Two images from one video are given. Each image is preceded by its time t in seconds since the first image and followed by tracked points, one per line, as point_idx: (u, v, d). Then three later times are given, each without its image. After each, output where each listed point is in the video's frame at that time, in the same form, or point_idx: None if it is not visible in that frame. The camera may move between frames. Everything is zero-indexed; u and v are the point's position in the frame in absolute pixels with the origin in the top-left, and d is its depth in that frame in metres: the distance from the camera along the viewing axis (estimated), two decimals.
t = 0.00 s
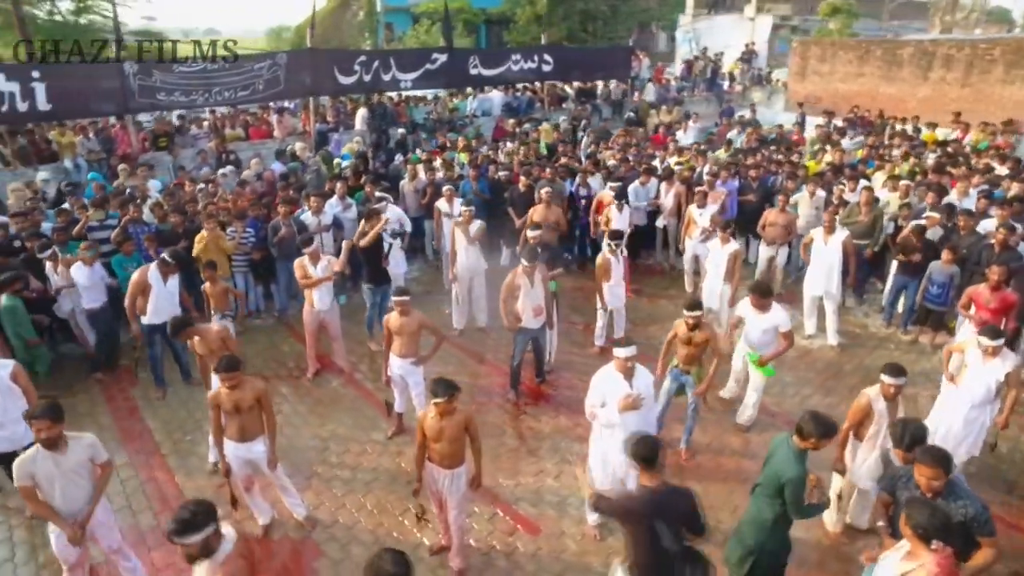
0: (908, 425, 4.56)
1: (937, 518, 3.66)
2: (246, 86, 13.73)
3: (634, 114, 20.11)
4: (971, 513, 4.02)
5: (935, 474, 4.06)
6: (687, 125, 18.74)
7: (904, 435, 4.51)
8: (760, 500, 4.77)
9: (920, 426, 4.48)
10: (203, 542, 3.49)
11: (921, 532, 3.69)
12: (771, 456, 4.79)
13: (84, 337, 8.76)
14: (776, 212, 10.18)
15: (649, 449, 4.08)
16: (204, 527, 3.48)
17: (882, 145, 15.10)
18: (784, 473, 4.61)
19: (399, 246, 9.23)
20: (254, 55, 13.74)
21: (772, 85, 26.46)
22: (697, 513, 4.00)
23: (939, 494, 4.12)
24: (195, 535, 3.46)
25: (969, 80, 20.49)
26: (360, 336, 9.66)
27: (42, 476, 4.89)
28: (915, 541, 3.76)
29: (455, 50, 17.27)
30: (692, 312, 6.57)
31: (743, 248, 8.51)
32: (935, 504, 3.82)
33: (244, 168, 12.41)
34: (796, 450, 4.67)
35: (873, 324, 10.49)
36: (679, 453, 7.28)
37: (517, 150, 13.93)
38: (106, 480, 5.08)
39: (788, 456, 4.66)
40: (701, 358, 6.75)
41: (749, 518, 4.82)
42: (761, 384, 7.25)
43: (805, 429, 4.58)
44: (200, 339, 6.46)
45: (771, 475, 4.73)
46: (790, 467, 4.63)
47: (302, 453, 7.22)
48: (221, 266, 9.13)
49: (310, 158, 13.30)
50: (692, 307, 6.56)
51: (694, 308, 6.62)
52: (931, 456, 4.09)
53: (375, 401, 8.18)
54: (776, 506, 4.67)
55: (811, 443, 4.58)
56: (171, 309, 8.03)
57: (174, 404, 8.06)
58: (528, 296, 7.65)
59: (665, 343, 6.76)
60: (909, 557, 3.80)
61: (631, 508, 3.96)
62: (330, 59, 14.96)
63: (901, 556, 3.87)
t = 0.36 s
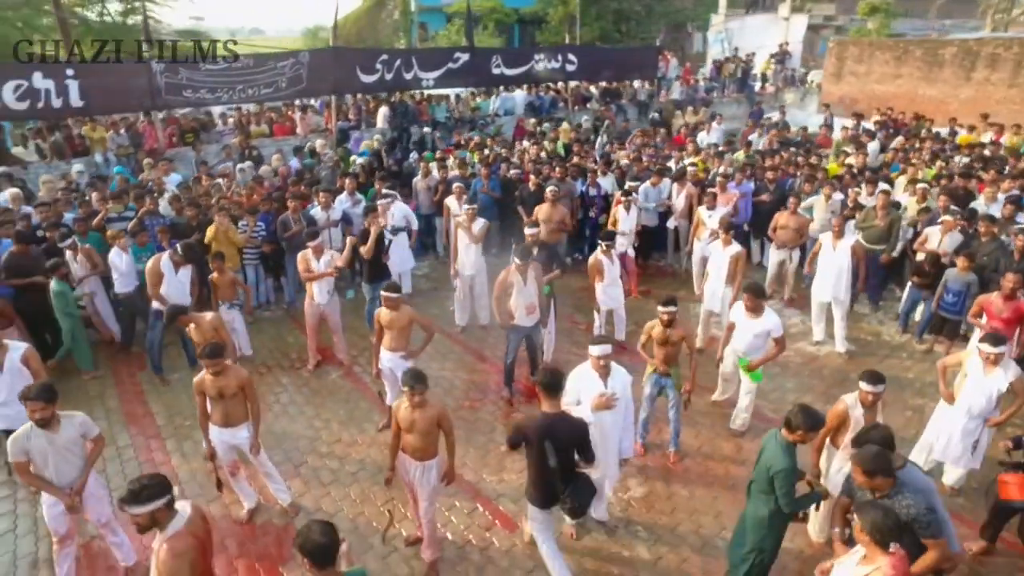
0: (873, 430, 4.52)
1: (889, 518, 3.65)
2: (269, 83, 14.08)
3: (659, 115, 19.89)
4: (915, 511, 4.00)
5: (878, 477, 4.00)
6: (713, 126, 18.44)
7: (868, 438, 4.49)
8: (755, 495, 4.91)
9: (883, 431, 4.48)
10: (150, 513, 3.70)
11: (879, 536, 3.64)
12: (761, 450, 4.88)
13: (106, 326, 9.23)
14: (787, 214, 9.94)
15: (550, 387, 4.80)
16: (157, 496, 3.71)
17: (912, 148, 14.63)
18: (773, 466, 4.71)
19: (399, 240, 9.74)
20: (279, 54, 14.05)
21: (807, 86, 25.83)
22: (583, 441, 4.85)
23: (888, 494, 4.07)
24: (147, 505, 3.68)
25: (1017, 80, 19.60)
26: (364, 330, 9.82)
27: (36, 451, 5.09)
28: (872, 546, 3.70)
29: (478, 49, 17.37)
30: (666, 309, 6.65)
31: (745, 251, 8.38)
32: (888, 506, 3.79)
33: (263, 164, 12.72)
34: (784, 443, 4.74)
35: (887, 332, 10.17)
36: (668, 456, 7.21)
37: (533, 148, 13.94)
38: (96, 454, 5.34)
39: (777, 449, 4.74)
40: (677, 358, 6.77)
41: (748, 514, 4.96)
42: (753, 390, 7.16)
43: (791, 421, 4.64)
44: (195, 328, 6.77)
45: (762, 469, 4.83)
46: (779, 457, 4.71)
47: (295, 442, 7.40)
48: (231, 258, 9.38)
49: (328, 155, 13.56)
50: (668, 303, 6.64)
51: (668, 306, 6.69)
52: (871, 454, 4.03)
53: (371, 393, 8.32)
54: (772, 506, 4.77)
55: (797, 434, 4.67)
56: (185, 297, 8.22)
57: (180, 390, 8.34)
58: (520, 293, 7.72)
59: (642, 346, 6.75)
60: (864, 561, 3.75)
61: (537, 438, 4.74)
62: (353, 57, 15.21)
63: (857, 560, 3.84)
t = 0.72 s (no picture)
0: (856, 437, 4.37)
1: (852, 534, 3.58)
2: (302, 81, 14.45)
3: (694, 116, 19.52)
4: (871, 514, 4.04)
5: (837, 481, 4.11)
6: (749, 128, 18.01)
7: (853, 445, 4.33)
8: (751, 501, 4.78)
9: (869, 438, 4.26)
10: (120, 486, 4.03)
11: (849, 554, 3.58)
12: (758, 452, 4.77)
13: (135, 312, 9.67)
14: (809, 218, 9.69)
15: (493, 337, 5.79)
16: (132, 470, 4.04)
17: (956, 153, 13.99)
18: (768, 465, 4.59)
19: (414, 235, 10.06)
20: (312, 52, 14.40)
21: (855, 88, 24.95)
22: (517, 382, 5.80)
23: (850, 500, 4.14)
24: (117, 479, 3.99)
25: None
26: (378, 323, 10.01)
27: (51, 425, 5.32)
28: (837, 565, 3.67)
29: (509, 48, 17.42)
30: (654, 307, 6.71)
31: (756, 256, 8.19)
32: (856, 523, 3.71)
33: (292, 159, 13.07)
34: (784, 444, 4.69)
35: (912, 344, 9.78)
36: (664, 460, 7.10)
37: (556, 148, 13.92)
38: (104, 428, 5.55)
39: (773, 449, 4.64)
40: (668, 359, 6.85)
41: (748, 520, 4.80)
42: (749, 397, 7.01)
43: (789, 421, 4.63)
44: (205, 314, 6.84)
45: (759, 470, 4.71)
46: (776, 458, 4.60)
47: (298, 429, 7.61)
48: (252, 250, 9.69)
49: (356, 152, 13.85)
50: (658, 302, 6.70)
51: (657, 306, 6.77)
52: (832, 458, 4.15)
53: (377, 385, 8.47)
54: (765, 512, 4.68)
55: (796, 435, 4.62)
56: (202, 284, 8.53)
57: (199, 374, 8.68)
58: (523, 291, 7.76)
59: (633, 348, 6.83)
60: None
61: (478, 378, 5.69)
62: (384, 56, 15.48)
63: None
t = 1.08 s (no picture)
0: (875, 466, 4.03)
1: (816, 552, 3.48)
2: (340, 79, 14.82)
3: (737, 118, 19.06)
4: (881, 547, 3.72)
5: (851, 512, 3.71)
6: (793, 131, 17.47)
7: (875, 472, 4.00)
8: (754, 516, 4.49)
9: (890, 464, 4.04)
10: (106, 460, 4.28)
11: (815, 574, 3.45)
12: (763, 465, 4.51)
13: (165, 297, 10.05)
14: (837, 225, 9.38)
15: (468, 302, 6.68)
16: (120, 443, 4.31)
17: (1012, 160, 13.22)
18: (773, 482, 4.33)
19: (435, 233, 10.19)
20: (350, 51, 14.77)
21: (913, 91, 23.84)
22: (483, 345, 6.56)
23: (858, 532, 3.76)
24: (101, 453, 4.25)
25: None
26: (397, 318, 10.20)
27: (50, 415, 5.53)
28: None
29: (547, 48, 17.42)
30: (655, 316, 6.53)
31: (771, 260, 8.01)
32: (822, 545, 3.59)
33: (327, 154, 13.43)
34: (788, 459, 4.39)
35: (945, 359, 9.34)
36: (665, 466, 6.98)
37: (586, 149, 13.86)
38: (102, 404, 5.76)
39: (779, 464, 4.38)
40: (673, 364, 6.74)
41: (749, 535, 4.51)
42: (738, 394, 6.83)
43: (801, 438, 4.29)
44: (218, 300, 6.95)
45: (764, 487, 4.44)
46: (782, 476, 4.34)
47: (307, 417, 7.83)
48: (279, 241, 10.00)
49: (389, 149, 14.12)
50: (659, 312, 6.50)
51: (658, 315, 6.57)
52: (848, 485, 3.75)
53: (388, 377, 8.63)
54: (770, 526, 4.35)
55: (802, 451, 4.30)
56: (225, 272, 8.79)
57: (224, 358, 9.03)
58: (532, 290, 7.73)
59: (633, 350, 6.73)
60: None
61: (456, 333, 6.63)
62: (422, 56, 15.73)
63: None
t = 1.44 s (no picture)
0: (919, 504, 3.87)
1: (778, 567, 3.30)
2: (378, 78, 15.11)
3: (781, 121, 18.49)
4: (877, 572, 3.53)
5: (850, 548, 3.44)
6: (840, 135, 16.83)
7: (914, 512, 3.84)
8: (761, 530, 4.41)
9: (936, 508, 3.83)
10: (104, 438, 4.54)
11: None
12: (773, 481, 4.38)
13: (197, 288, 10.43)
14: (864, 235, 9.13)
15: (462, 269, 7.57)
16: (115, 421, 4.58)
17: None
18: (776, 494, 4.23)
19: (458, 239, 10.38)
20: (388, 51, 15.06)
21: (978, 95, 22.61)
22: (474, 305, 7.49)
23: (850, 569, 3.49)
24: (98, 432, 4.50)
25: None
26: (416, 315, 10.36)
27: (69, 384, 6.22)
28: None
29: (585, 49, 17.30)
30: (676, 331, 6.34)
31: (791, 267, 7.81)
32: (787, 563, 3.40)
33: (360, 151, 13.72)
34: (801, 478, 4.21)
35: (982, 379, 8.84)
36: (667, 473, 6.87)
37: (618, 151, 13.73)
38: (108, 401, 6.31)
39: (788, 480, 4.24)
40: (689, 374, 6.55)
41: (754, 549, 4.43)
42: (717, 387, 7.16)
43: (815, 458, 4.09)
44: (225, 289, 7.16)
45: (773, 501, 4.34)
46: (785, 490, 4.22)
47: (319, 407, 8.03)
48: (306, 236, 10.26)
49: (422, 147, 14.32)
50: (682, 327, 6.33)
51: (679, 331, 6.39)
52: (850, 519, 3.48)
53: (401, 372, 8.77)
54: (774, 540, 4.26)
55: (816, 471, 4.13)
56: (243, 268, 8.89)
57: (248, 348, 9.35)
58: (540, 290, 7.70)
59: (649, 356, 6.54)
60: None
61: (455, 302, 7.46)
62: (459, 56, 15.88)
63: None
